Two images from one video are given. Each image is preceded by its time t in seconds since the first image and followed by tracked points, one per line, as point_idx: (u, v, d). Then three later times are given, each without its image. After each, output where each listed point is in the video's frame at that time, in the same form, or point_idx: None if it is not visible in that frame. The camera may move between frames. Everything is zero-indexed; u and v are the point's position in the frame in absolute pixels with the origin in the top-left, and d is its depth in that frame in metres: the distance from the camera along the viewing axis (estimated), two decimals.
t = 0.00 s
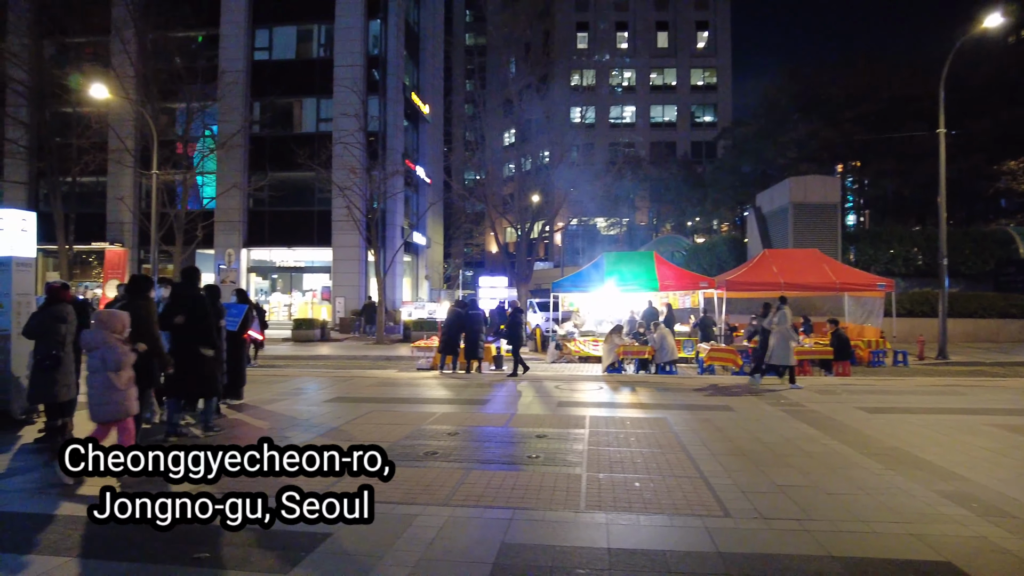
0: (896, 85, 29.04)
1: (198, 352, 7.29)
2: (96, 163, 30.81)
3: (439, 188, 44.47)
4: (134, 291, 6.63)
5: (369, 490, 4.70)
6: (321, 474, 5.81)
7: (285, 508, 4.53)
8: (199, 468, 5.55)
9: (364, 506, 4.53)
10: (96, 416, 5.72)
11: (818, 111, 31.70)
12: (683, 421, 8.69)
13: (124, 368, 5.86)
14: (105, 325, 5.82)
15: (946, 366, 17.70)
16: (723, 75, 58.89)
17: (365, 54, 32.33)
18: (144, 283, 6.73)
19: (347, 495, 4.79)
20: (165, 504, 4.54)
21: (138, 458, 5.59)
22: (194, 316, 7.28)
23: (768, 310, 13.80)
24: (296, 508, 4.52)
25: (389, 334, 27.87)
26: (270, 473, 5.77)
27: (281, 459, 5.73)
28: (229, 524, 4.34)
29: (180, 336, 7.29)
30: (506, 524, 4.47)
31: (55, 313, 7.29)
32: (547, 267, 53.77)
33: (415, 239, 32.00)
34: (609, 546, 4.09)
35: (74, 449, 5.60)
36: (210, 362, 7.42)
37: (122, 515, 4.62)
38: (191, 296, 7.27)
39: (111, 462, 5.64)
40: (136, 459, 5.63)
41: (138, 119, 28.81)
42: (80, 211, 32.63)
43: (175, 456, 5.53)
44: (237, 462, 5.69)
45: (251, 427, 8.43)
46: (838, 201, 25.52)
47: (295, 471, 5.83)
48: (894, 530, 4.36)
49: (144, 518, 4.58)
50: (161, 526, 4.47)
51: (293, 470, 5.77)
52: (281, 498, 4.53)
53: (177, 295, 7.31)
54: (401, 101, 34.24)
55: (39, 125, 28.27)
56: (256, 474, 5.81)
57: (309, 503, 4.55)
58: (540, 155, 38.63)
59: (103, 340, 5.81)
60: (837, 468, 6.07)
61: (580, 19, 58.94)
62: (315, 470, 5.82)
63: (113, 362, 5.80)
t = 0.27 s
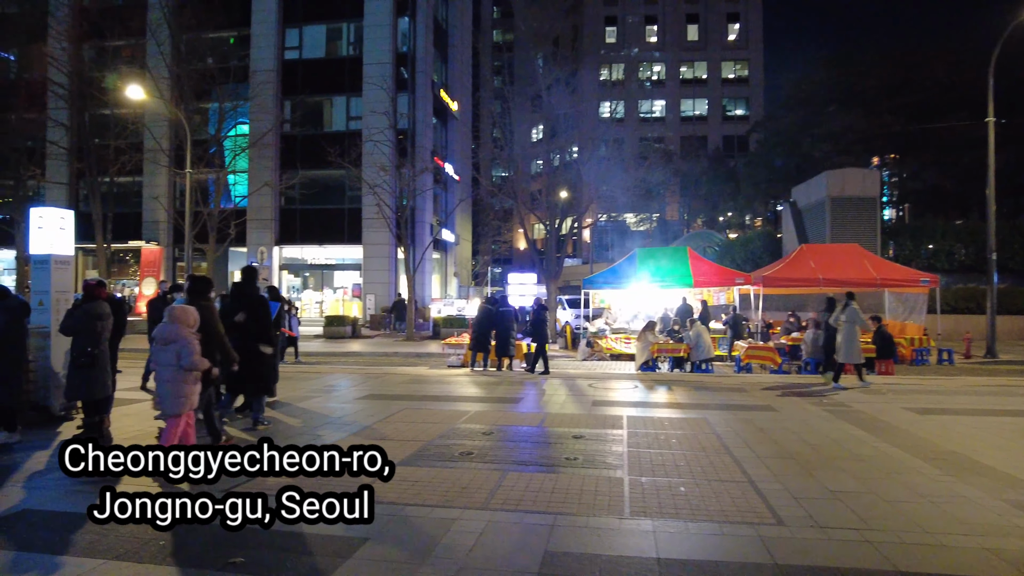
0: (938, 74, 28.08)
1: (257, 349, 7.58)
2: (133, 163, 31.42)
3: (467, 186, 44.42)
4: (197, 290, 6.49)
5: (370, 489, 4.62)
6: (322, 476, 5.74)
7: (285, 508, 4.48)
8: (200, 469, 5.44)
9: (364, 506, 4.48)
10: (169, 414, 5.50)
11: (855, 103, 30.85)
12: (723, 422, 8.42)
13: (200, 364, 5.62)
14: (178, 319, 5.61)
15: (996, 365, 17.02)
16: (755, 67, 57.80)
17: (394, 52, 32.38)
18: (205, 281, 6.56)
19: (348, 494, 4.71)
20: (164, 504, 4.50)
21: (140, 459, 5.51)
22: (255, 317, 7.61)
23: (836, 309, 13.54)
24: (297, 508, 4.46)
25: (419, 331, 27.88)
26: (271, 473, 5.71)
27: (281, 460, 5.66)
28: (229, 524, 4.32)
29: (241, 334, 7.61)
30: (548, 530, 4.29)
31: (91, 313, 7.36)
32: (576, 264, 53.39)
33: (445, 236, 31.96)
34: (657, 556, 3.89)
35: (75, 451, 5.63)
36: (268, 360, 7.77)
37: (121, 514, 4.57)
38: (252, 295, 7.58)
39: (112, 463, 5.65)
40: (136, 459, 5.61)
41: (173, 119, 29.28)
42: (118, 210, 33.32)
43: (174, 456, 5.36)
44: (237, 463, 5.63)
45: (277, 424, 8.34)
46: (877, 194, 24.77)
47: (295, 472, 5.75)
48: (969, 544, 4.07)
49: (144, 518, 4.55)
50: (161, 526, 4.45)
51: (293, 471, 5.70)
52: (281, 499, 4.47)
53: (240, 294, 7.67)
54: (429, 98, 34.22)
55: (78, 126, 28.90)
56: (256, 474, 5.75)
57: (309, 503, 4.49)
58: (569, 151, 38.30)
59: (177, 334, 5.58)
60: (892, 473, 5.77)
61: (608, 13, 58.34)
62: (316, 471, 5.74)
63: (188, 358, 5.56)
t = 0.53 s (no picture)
0: (985, 63, 27.07)
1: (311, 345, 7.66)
2: (170, 163, 32.02)
3: (497, 182, 44.30)
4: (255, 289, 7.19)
5: (370, 489, 4.64)
6: (321, 475, 5.63)
7: (285, 508, 4.50)
8: (199, 468, 5.47)
9: (365, 506, 4.48)
10: (240, 402, 6.25)
11: (896, 94, 29.90)
12: (767, 424, 8.13)
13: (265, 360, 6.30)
14: (247, 318, 6.28)
15: None
16: (790, 60, 56.60)
17: (425, 49, 32.40)
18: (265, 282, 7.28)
19: (347, 494, 4.73)
20: (164, 504, 4.51)
21: (138, 458, 5.53)
22: (312, 314, 7.75)
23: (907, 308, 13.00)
24: (296, 508, 4.48)
25: (450, 329, 27.88)
26: (270, 473, 5.66)
27: (281, 460, 5.62)
28: (230, 524, 4.33)
29: (298, 331, 7.73)
30: (593, 539, 4.12)
31: (127, 310, 7.43)
32: (607, 261, 52.92)
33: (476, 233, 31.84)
34: (710, 569, 3.69)
35: (74, 449, 5.67)
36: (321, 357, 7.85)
37: (121, 515, 4.57)
38: (309, 294, 7.75)
39: (111, 462, 5.63)
40: (135, 458, 5.57)
41: (208, 119, 29.76)
42: (155, 209, 33.98)
43: (174, 456, 5.43)
44: (238, 463, 5.59)
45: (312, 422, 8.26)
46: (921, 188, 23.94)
47: (296, 471, 5.68)
48: None
49: (143, 518, 4.55)
50: (161, 526, 4.43)
51: (293, 471, 5.64)
52: (281, 499, 4.50)
53: (297, 293, 7.83)
54: (460, 95, 34.13)
55: (118, 127, 29.55)
56: (256, 475, 5.70)
57: (309, 504, 4.50)
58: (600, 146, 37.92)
59: (247, 332, 6.24)
60: (953, 482, 5.46)
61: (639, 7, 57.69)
62: (315, 471, 5.66)
63: (256, 353, 6.26)
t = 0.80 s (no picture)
0: None
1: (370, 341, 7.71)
2: (209, 164, 32.66)
3: (529, 180, 44.16)
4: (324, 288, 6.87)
5: (370, 489, 4.59)
6: (320, 475, 5.54)
7: (285, 508, 4.48)
8: (198, 468, 5.46)
9: (364, 506, 4.43)
10: (306, 393, 6.41)
11: (943, 84, 28.86)
12: (817, 425, 7.84)
13: (331, 354, 6.51)
14: (317, 313, 6.45)
15: None
16: (829, 52, 55.22)
17: (458, 48, 32.43)
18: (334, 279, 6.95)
19: (348, 494, 4.68)
20: (165, 504, 4.48)
21: (137, 458, 5.49)
22: (369, 311, 7.83)
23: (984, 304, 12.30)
24: (296, 508, 4.45)
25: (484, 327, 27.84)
26: (270, 473, 5.61)
27: (281, 460, 5.56)
28: (230, 524, 4.31)
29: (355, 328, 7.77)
30: (643, 546, 3.94)
31: (168, 308, 7.50)
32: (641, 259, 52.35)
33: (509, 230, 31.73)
34: None
35: (74, 450, 5.66)
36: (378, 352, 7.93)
37: (122, 514, 4.53)
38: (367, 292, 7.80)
39: (110, 462, 5.60)
40: (135, 459, 5.52)
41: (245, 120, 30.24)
42: (195, 209, 34.68)
43: (174, 456, 5.40)
44: (236, 463, 5.57)
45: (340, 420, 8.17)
46: (971, 182, 23.03)
47: (295, 472, 5.60)
48: None
49: (144, 518, 4.51)
50: (161, 526, 4.39)
51: (293, 471, 5.56)
52: (280, 499, 4.48)
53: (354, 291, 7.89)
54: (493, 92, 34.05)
55: (159, 128, 30.25)
56: (256, 474, 5.67)
57: (309, 503, 4.46)
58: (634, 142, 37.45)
59: (317, 326, 6.43)
60: None
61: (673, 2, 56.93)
62: (315, 471, 5.57)
63: (323, 348, 6.44)
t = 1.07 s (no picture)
0: None
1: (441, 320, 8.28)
2: (249, 162, 33.16)
3: (564, 176, 43.83)
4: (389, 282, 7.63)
5: (371, 489, 4.54)
6: (321, 475, 5.53)
7: (285, 508, 4.43)
8: (198, 469, 5.37)
9: (365, 506, 4.37)
10: (387, 388, 6.67)
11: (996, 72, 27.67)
12: (875, 428, 7.50)
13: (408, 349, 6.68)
14: (391, 309, 6.70)
15: None
16: (873, 42, 53.61)
17: (493, 43, 32.30)
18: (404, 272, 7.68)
19: (348, 494, 4.63)
20: (165, 503, 4.42)
21: (138, 457, 5.44)
22: (427, 304, 8.40)
23: None
24: (296, 508, 4.40)
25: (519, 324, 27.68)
26: (271, 473, 5.60)
27: (281, 460, 5.58)
28: (229, 524, 4.24)
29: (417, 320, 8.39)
30: (705, 556, 3.75)
31: (209, 304, 7.48)
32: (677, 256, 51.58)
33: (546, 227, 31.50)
34: None
35: (73, 449, 5.58)
36: (434, 345, 8.47)
37: (121, 514, 4.46)
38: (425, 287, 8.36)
39: (111, 462, 5.53)
40: (137, 457, 5.47)
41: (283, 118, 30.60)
42: (235, 207, 35.26)
43: (174, 455, 5.34)
44: (236, 463, 5.53)
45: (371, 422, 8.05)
46: None
47: (296, 472, 5.61)
48: None
49: (144, 518, 4.44)
50: (161, 525, 4.33)
51: (293, 471, 5.57)
52: (281, 498, 4.43)
53: (413, 286, 8.42)
54: (528, 88, 33.81)
55: (200, 127, 30.82)
56: (255, 476, 5.65)
57: (309, 503, 4.42)
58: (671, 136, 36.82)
59: (391, 322, 6.68)
60: None
61: None
62: (316, 471, 5.57)
63: (399, 343, 6.64)
